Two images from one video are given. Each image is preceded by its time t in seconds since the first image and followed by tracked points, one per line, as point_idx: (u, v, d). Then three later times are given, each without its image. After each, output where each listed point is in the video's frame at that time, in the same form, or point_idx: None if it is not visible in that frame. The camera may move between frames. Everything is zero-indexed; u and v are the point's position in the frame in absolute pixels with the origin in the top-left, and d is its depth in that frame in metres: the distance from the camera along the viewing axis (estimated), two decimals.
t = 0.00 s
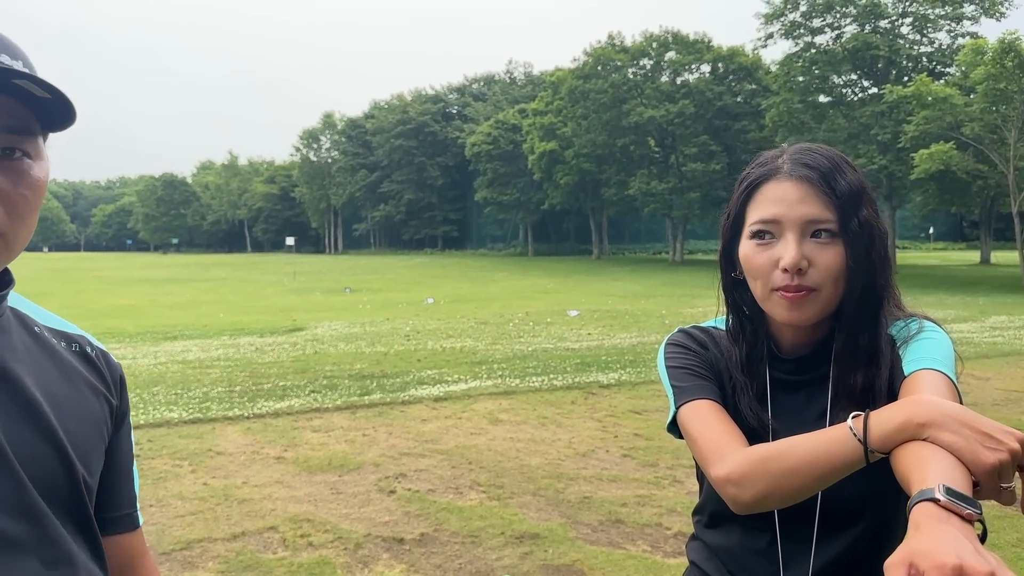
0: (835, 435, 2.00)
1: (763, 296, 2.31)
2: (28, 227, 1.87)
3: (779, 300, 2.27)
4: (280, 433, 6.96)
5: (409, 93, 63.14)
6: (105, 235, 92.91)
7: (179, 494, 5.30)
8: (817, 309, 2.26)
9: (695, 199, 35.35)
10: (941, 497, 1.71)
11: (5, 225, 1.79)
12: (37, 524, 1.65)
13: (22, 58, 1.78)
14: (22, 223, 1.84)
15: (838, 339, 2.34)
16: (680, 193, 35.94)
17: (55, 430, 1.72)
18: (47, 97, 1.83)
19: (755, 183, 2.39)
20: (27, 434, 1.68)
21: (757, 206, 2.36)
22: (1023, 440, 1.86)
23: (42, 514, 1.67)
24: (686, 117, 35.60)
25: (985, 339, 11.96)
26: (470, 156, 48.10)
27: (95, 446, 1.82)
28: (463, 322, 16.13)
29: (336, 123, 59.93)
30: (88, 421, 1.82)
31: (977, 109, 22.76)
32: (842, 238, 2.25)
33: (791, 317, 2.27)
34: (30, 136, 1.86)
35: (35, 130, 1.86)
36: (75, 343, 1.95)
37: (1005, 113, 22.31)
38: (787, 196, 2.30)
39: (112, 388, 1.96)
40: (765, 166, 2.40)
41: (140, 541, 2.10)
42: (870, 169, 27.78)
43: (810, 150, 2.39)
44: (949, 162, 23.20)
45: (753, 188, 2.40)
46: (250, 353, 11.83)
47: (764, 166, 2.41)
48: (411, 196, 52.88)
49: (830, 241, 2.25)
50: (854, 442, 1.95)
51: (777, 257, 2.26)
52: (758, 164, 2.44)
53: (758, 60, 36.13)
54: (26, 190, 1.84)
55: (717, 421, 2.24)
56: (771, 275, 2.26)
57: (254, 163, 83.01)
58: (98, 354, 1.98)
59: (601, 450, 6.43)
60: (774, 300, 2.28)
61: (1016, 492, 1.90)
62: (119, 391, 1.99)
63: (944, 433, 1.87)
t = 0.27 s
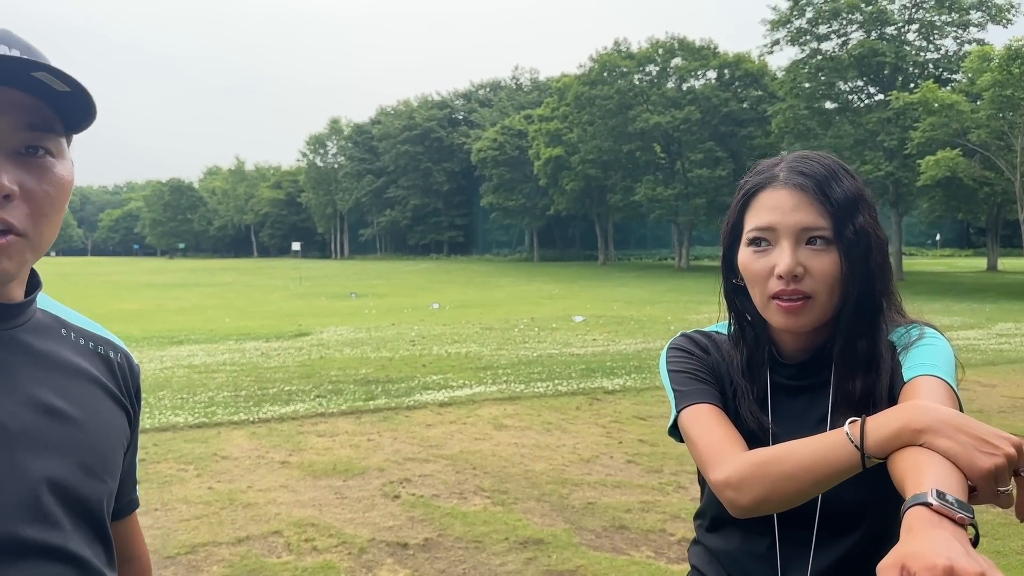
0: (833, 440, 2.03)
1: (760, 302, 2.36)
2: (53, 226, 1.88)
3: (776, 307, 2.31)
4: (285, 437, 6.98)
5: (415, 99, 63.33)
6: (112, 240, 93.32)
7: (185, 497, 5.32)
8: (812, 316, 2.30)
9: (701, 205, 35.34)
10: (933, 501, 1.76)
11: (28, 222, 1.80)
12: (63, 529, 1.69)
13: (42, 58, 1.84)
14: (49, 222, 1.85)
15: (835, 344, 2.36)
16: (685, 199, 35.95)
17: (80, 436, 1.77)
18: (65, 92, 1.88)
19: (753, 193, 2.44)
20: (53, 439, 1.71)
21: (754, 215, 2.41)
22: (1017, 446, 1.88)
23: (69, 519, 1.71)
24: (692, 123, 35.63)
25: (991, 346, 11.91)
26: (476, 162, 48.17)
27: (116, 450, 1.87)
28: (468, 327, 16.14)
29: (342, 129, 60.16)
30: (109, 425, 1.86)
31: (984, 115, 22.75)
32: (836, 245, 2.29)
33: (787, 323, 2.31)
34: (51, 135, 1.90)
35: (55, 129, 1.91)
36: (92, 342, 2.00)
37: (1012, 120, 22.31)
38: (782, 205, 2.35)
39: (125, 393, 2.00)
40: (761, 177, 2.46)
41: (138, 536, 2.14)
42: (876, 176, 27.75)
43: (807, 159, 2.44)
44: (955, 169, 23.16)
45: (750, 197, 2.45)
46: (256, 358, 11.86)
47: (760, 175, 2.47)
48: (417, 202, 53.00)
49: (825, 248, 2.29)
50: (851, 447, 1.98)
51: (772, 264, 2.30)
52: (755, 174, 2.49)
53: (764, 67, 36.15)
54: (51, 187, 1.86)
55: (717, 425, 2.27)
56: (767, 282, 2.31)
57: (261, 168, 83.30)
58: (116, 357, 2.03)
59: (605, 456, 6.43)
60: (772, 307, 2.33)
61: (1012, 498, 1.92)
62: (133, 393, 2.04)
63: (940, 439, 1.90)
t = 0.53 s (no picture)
0: (833, 444, 2.03)
1: (759, 307, 2.36)
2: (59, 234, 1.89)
3: (776, 312, 2.32)
4: (289, 441, 6.99)
5: (421, 104, 63.47)
6: (119, 243, 93.66)
7: (189, 501, 5.33)
8: (810, 320, 2.30)
9: (706, 211, 35.32)
10: (932, 509, 1.75)
11: (32, 227, 1.81)
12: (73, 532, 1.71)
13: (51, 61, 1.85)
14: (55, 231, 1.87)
15: (834, 349, 2.37)
16: (691, 204, 35.93)
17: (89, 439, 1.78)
18: (70, 100, 1.90)
19: (751, 199, 2.45)
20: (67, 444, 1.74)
21: (753, 221, 2.42)
22: (1018, 454, 1.88)
23: (76, 523, 1.72)
24: (697, 129, 35.64)
25: (997, 353, 11.87)
26: (481, 167, 48.23)
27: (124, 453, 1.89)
28: (473, 332, 16.14)
29: (348, 134, 60.33)
30: (118, 430, 1.88)
31: (991, 121, 22.71)
32: (835, 250, 2.30)
33: (786, 328, 2.32)
34: (60, 142, 1.91)
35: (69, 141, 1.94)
36: (102, 349, 2.02)
37: (1019, 126, 22.26)
38: (780, 211, 2.36)
39: (132, 397, 2.02)
40: (760, 182, 2.47)
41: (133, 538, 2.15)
42: (882, 181, 27.69)
43: (805, 164, 2.44)
44: (962, 174, 23.08)
45: (750, 203, 2.46)
46: (261, 362, 11.88)
47: (760, 181, 2.48)
48: (422, 207, 53.05)
49: (823, 253, 2.30)
50: (851, 453, 1.98)
51: (771, 269, 2.31)
52: (754, 181, 2.50)
53: (770, 72, 36.15)
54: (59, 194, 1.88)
55: (717, 430, 2.27)
56: (766, 287, 2.32)
57: (267, 172, 83.55)
58: (123, 362, 2.05)
59: (609, 462, 6.42)
60: (770, 311, 2.34)
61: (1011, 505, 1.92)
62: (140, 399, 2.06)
63: (939, 445, 1.90)
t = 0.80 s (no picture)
0: (839, 449, 2.02)
1: (766, 309, 2.36)
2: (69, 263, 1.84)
3: (782, 314, 2.32)
4: (294, 444, 6.99)
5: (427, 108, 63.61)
6: (126, 246, 93.99)
7: (194, 503, 5.33)
8: (817, 322, 2.30)
9: (711, 214, 35.28)
10: (940, 513, 1.75)
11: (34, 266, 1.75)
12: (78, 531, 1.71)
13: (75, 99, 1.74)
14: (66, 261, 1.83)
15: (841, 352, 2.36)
16: (696, 208, 35.89)
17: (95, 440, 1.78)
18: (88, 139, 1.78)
19: (758, 201, 2.45)
20: (73, 444, 1.74)
21: (760, 223, 2.42)
22: None
23: (83, 523, 1.72)
24: (703, 132, 35.64)
25: (1004, 358, 11.81)
26: (487, 170, 48.27)
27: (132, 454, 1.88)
28: (478, 335, 16.13)
29: (354, 137, 60.49)
30: (124, 429, 1.87)
31: (997, 125, 22.66)
32: (842, 252, 2.29)
33: (793, 330, 2.32)
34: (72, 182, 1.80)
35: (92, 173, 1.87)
36: (110, 350, 2.01)
37: None
38: (788, 212, 2.36)
39: (141, 395, 2.02)
40: (767, 185, 2.47)
41: (157, 540, 2.14)
42: (888, 186, 27.62)
43: (815, 166, 2.44)
44: (969, 179, 23.01)
45: (757, 206, 2.46)
46: (266, 365, 11.90)
47: (767, 184, 2.47)
48: (427, 210, 53.12)
49: (830, 255, 2.29)
50: (857, 457, 1.98)
51: (777, 271, 2.31)
52: (761, 183, 2.50)
53: (776, 76, 36.12)
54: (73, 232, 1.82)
55: (721, 432, 2.26)
56: (772, 289, 2.32)
57: (274, 175, 83.78)
58: (129, 360, 2.04)
59: (614, 466, 6.40)
60: (777, 312, 2.34)
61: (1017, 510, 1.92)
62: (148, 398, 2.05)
63: (947, 450, 1.89)
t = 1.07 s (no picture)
0: (854, 456, 2.01)
1: (780, 313, 2.35)
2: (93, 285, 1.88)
3: (794, 317, 2.31)
4: (301, 444, 7.00)
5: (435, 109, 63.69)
6: (135, 246, 94.38)
7: (202, 503, 5.35)
8: (830, 325, 2.29)
9: (719, 216, 35.21)
10: (961, 521, 1.76)
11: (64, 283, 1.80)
12: (78, 545, 1.73)
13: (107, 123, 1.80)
14: (89, 284, 1.87)
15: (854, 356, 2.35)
16: (704, 209, 35.82)
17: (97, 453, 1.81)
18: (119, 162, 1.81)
19: (771, 204, 2.44)
20: (74, 456, 1.77)
21: (773, 226, 2.41)
22: None
23: (86, 536, 1.75)
24: (711, 134, 35.60)
25: (1014, 360, 11.73)
26: (494, 171, 48.30)
27: (143, 462, 1.92)
28: (484, 336, 16.13)
29: (362, 138, 60.67)
30: (130, 438, 1.90)
31: (1007, 126, 22.54)
32: (855, 255, 2.29)
33: (805, 333, 2.31)
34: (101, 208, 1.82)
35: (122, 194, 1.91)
36: (128, 359, 2.05)
37: None
38: (800, 215, 2.34)
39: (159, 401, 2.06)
40: (781, 187, 2.45)
41: (183, 547, 2.18)
42: (896, 187, 27.53)
43: (829, 168, 2.43)
44: (978, 180, 22.88)
45: (770, 208, 2.45)
46: (274, 365, 11.93)
47: (781, 186, 2.46)
48: (434, 210, 53.18)
49: (844, 257, 2.29)
50: (873, 464, 1.98)
51: (789, 273, 2.30)
52: (774, 185, 2.49)
53: (784, 77, 36.05)
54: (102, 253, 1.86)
55: (732, 437, 2.25)
56: (784, 290, 2.31)
57: (282, 177, 84.01)
58: (144, 367, 2.07)
59: (621, 468, 6.39)
60: (787, 314, 2.33)
61: None
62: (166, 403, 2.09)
63: (964, 455, 1.90)
